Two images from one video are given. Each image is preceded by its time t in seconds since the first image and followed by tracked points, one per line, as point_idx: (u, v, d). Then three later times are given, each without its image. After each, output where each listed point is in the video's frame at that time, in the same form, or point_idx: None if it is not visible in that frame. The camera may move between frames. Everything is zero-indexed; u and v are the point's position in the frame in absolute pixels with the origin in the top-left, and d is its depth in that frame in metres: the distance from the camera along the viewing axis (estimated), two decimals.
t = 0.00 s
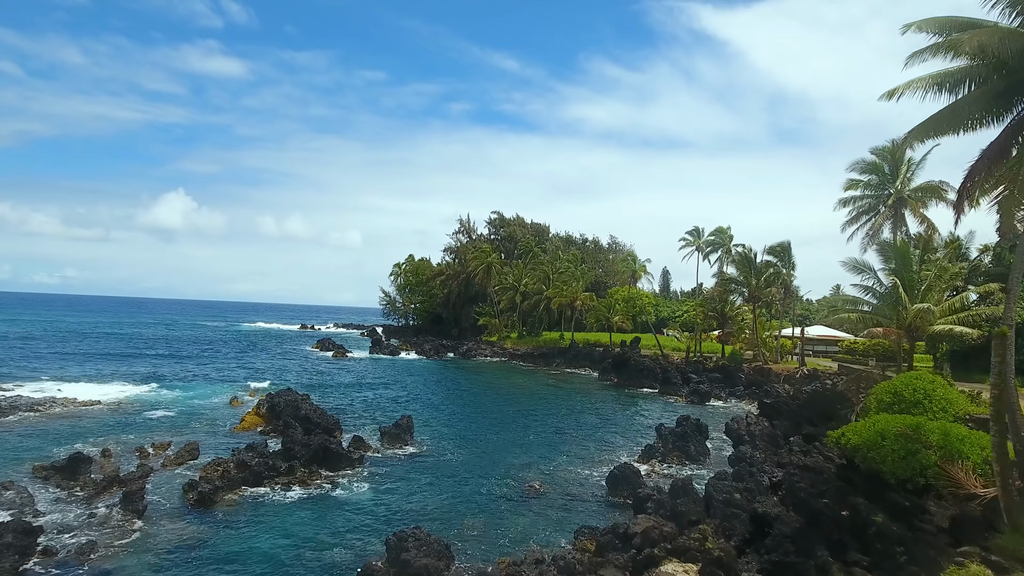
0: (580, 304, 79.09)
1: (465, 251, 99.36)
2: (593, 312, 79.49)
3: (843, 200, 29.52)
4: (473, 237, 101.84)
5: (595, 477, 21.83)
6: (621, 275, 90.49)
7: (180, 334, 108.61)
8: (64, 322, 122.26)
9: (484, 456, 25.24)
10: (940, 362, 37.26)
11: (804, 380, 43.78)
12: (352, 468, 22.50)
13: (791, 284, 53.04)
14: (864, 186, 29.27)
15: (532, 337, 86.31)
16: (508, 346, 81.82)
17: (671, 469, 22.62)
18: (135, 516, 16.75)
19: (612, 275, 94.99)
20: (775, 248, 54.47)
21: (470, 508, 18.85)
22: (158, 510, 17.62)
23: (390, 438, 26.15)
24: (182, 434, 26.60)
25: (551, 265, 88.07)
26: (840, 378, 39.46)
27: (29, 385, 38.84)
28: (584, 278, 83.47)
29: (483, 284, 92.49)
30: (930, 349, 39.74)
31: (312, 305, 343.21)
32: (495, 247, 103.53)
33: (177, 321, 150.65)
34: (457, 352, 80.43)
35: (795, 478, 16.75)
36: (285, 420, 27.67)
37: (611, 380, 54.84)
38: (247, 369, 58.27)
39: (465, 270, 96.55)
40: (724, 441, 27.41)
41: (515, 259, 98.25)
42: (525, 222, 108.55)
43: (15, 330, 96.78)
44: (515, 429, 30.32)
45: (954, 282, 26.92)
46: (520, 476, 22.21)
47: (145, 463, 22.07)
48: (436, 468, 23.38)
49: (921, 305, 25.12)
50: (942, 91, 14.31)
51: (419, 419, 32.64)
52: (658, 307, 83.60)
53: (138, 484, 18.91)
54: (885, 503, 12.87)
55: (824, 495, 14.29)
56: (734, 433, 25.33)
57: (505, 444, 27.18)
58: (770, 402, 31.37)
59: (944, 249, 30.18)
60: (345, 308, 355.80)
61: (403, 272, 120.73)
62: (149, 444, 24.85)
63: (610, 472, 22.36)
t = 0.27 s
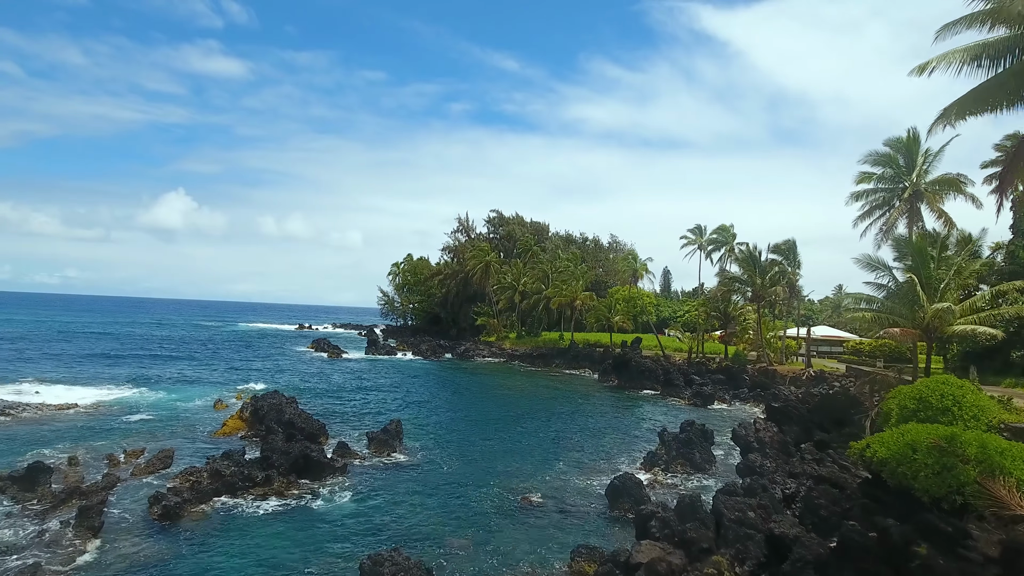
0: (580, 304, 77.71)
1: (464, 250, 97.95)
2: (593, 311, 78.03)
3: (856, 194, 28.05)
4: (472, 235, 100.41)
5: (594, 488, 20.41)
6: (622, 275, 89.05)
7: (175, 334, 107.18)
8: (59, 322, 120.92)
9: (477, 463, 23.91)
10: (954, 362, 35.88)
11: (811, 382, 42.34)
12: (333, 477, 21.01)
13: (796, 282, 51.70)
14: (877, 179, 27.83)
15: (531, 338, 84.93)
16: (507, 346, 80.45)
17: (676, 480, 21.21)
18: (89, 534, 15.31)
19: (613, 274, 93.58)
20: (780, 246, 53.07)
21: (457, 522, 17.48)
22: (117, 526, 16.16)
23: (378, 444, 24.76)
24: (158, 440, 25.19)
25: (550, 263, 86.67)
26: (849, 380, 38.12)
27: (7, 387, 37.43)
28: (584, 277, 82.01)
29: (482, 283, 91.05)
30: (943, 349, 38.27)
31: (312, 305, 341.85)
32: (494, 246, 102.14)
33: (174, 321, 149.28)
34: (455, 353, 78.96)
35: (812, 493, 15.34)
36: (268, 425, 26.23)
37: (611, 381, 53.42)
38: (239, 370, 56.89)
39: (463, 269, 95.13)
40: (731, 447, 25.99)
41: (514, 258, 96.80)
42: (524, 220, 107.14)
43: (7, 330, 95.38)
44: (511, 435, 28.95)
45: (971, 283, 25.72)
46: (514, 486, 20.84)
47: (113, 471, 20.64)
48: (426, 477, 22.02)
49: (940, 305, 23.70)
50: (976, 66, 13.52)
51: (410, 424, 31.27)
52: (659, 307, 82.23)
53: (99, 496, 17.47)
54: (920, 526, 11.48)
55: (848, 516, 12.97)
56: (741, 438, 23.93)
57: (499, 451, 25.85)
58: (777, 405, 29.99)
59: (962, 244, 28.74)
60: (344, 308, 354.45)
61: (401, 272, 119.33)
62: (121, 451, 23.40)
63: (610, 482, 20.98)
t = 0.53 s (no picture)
0: (580, 304, 76.53)
1: (462, 250, 96.79)
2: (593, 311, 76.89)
3: (867, 187, 26.76)
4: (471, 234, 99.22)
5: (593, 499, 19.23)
6: (622, 274, 87.88)
7: (170, 334, 105.97)
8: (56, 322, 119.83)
9: (469, 471, 22.74)
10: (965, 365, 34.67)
11: (817, 385, 41.16)
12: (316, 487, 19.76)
13: (800, 281, 50.52)
14: (889, 172, 26.57)
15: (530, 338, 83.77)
16: (505, 347, 79.30)
17: (680, 490, 20.05)
18: (42, 553, 14.11)
19: (613, 273, 92.43)
20: (784, 244, 51.88)
21: (446, 538, 16.31)
22: (75, 544, 14.93)
23: (365, 450, 23.55)
24: (135, 445, 24.00)
25: (550, 263, 85.47)
26: (857, 383, 36.92)
27: None
28: (583, 277, 80.83)
29: (480, 282, 89.89)
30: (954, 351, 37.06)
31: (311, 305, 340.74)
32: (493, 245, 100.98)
33: (173, 321, 148.28)
34: (453, 353, 77.81)
35: (829, 508, 14.18)
36: (251, 430, 25.02)
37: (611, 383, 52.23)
38: (231, 371, 55.71)
39: (462, 268, 93.96)
40: (737, 453, 24.77)
41: (513, 257, 95.64)
42: (524, 219, 105.95)
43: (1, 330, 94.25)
44: (506, 440, 27.79)
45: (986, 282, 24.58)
46: (508, 496, 19.66)
47: (81, 481, 19.42)
48: (416, 486, 20.82)
49: (958, 304, 22.50)
50: (1015, 35, 14.51)
51: (402, 428, 30.09)
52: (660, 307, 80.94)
53: (60, 509, 16.26)
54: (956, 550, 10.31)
55: (874, 540, 11.78)
56: (748, 444, 22.72)
57: (493, 457, 24.69)
58: (785, 408, 28.79)
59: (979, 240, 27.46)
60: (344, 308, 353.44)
61: (399, 271, 118.16)
62: (94, 457, 22.21)
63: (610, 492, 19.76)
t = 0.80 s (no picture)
0: (579, 303, 75.11)
1: (460, 248, 95.29)
2: (592, 311, 75.31)
3: (882, 180, 25.34)
4: (468, 233, 97.74)
5: (594, 512, 17.84)
6: (622, 273, 86.45)
7: (164, 334, 104.57)
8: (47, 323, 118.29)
9: (459, 483, 21.30)
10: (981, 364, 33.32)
11: (824, 388, 39.84)
12: (294, 499, 18.33)
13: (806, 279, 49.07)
14: (906, 163, 25.12)
15: (529, 338, 82.35)
16: (503, 347, 77.89)
17: (687, 504, 18.65)
18: None
19: (614, 272, 90.99)
20: (789, 242, 50.46)
21: (432, 558, 14.90)
22: (18, 566, 13.47)
23: (349, 459, 22.09)
24: (105, 453, 22.56)
25: (549, 261, 84.04)
26: (868, 386, 35.45)
27: None
28: (583, 276, 79.40)
29: (477, 281, 88.41)
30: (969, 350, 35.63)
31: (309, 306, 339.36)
32: (490, 244, 99.49)
33: (166, 322, 146.69)
34: (449, 354, 76.38)
35: (856, 528, 12.83)
36: (230, 436, 23.57)
37: (611, 384, 50.81)
38: (221, 373, 54.27)
39: (459, 267, 92.48)
40: (746, 461, 23.30)
41: (511, 255, 94.16)
42: (522, 218, 104.52)
43: None
44: (500, 446, 26.38)
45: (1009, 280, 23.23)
46: (500, 511, 18.22)
47: (39, 494, 17.95)
48: (402, 499, 19.35)
49: (984, 302, 21.10)
50: None
51: (391, 433, 28.65)
52: (660, 306, 79.64)
53: (7, 527, 14.80)
54: None
55: (914, 574, 10.28)
56: (757, 453, 21.23)
57: (486, 466, 23.28)
58: (794, 412, 27.33)
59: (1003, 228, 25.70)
60: (342, 308, 352.11)
61: (396, 271, 116.74)
62: (58, 467, 20.74)
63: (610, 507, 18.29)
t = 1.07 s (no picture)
0: (579, 303, 73.84)
1: (458, 247, 94.04)
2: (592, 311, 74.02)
3: (896, 172, 24.07)
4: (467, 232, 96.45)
5: (591, 527, 16.62)
6: (622, 272, 85.17)
7: (159, 334, 103.20)
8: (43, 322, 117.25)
9: (450, 493, 20.03)
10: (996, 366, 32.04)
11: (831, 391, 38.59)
12: (271, 512, 17.09)
13: (811, 278, 47.84)
14: (922, 155, 23.88)
15: (528, 339, 81.08)
16: (502, 348, 76.60)
17: (691, 517, 17.43)
18: None
19: (614, 272, 89.69)
20: (794, 240, 49.19)
21: None
22: None
23: (332, 468, 20.84)
24: (75, 461, 21.34)
25: (548, 261, 82.77)
26: (877, 390, 34.14)
27: None
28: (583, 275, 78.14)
29: (476, 281, 87.14)
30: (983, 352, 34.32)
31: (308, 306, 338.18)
32: (489, 243, 98.21)
33: (163, 321, 145.65)
34: (447, 354, 75.12)
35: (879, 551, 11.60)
36: (208, 443, 22.32)
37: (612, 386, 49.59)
38: (211, 375, 52.96)
39: (457, 267, 91.22)
40: (754, 470, 21.96)
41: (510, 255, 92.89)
42: (521, 217, 103.27)
43: None
44: (495, 452, 25.17)
45: None
46: (493, 526, 16.95)
47: None
48: (388, 512, 18.08)
49: (1008, 301, 19.85)
50: None
51: (381, 438, 27.35)
52: (661, 306, 78.34)
53: None
54: None
55: None
56: (765, 461, 19.90)
57: (478, 473, 22.02)
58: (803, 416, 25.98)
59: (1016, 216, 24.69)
60: (342, 308, 350.87)
61: (394, 271, 115.43)
62: (22, 476, 19.51)
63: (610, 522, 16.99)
